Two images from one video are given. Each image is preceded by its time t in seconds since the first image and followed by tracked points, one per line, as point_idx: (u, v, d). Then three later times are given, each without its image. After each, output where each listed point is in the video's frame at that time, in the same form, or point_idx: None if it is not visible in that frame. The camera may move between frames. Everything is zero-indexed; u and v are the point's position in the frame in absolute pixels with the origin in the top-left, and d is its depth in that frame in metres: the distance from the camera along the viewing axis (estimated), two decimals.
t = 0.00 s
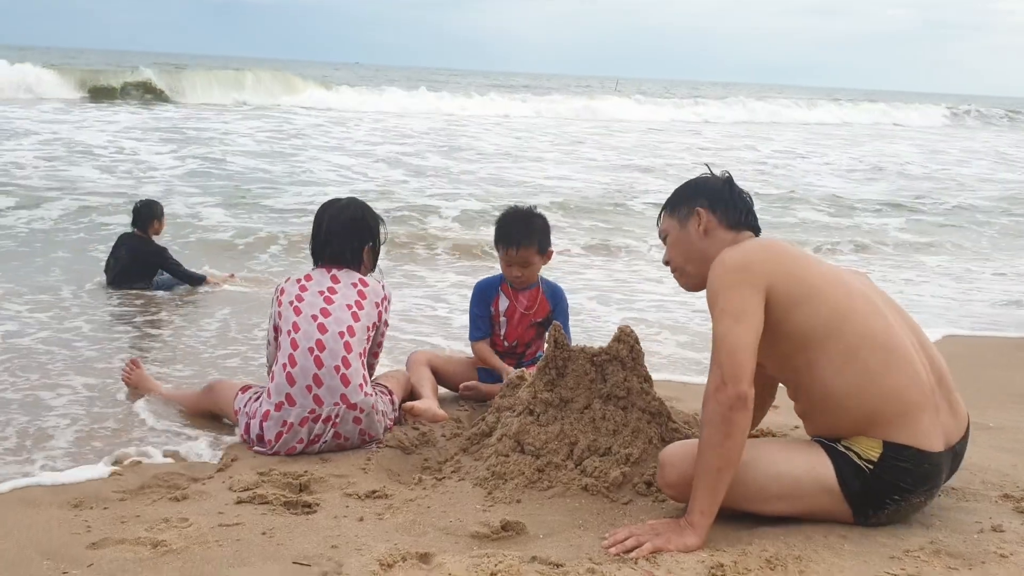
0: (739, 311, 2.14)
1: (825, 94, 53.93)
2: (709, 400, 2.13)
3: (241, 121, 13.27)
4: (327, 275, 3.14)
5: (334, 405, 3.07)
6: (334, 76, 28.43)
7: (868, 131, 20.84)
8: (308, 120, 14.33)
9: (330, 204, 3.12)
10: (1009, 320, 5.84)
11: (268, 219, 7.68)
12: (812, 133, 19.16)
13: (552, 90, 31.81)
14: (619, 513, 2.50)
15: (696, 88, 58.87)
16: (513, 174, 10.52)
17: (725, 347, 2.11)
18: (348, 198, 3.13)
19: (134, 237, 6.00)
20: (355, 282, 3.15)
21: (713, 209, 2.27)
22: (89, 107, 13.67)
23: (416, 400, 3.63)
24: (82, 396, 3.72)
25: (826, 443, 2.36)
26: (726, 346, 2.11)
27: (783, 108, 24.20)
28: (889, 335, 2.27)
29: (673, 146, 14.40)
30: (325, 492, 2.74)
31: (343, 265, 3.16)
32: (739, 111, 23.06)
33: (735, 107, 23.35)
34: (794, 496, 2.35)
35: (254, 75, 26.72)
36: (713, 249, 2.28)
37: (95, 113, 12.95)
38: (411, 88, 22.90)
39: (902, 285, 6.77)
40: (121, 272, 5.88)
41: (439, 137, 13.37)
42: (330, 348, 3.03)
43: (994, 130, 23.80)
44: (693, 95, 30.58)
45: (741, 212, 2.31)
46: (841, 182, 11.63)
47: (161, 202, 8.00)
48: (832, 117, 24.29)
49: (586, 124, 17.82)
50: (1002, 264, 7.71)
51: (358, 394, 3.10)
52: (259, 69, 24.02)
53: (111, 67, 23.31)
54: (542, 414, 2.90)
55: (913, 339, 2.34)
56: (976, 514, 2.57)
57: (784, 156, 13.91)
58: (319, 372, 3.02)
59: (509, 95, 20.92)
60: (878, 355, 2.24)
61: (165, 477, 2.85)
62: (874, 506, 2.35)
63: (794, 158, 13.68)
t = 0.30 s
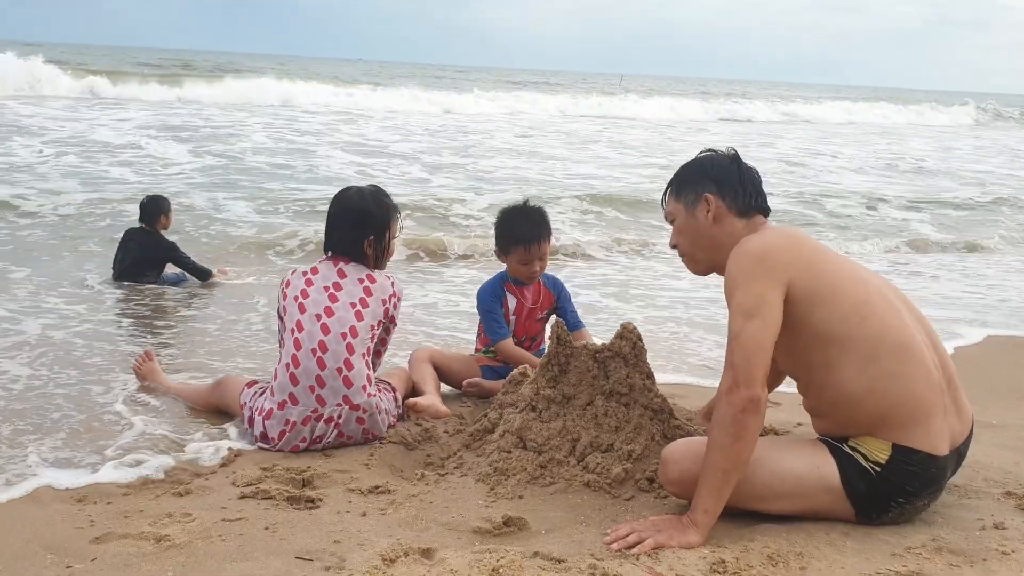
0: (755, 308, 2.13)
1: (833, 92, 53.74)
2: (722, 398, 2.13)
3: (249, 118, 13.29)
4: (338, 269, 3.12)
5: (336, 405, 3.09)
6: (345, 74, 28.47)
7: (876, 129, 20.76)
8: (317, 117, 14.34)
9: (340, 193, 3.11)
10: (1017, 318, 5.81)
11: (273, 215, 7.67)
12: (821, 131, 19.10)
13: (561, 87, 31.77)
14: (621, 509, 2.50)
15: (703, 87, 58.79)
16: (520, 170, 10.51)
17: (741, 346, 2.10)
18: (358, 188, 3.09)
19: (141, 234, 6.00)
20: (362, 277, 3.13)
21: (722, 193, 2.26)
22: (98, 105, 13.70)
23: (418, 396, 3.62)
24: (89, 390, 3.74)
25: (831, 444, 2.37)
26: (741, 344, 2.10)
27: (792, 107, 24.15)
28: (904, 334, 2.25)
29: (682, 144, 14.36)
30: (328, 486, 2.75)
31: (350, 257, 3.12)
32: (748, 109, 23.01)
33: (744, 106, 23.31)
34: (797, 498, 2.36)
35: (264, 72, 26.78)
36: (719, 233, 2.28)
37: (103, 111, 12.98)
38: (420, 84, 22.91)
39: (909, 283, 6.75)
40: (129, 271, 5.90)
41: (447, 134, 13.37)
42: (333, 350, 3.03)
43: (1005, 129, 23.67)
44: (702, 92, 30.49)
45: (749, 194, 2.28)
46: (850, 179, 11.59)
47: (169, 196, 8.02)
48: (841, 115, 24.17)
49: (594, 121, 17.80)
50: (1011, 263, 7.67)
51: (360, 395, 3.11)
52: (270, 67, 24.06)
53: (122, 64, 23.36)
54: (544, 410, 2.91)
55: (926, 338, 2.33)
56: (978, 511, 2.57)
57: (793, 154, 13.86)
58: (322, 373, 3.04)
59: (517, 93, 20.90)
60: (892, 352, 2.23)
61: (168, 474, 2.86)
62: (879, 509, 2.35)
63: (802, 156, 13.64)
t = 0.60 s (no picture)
0: (775, 313, 2.09)
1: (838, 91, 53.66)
2: (730, 405, 2.12)
3: (256, 117, 13.32)
4: (342, 266, 3.10)
5: (337, 408, 3.10)
6: (354, 72, 28.51)
7: (884, 129, 20.70)
8: (324, 117, 14.38)
9: (350, 186, 3.08)
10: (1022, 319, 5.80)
11: (275, 213, 7.67)
12: (828, 131, 19.06)
13: (568, 87, 31.73)
14: (620, 508, 2.51)
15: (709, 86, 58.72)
16: (526, 169, 10.52)
17: (757, 352, 2.07)
18: (369, 183, 3.06)
19: (143, 231, 6.01)
20: (363, 276, 3.11)
21: (746, 183, 2.20)
22: (107, 104, 13.76)
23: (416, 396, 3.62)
24: (94, 386, 3.76)
25: (838, 451, 2.38)
26: (759, 350, 2.07)
27: (799, 107, 24.10)
28: (922, 342, 2.23)
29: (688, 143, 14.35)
30: (328, 485, 2.75)
31: (356, 253, 3.11)
32: (755, 111, 22.97)
33: (752, 107, 23.28)
34: (801, 503, 2.36)
35: (273, 71, 26.82)
36: (740, 221, 2.23)
37: (111, 110, 13.02)
38: (427, 83, 22.91)
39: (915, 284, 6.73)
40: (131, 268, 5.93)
41: (454, 133, 13.39)
42: (334, 354, 3.04)
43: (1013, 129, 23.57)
44: (709, 92, 30.45)
45: (775, 181, 2.21)
46: (856, 179, 11.57)
47: (175, 193, 8.05)
48: (846, 115, 24.12)
49: (601, 121, 17.80)
50: (1014, 266, 7.66)
51: (361, 398, 3.12)
52: (279, 67, 24.11)
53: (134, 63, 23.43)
54: (544, 409, 2.91)
55: (943, 344, 2.31)
56: (977, 512, 2.57)
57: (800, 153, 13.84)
58: (323, 376, 3.05)
59: (524, 92, 20.91)
60: (908, 363, 2.20)
61: (169, 473, 2.86)
62: (883, 517, 2.36)
63: (809, 155, 13.61)
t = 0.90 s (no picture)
0: (788, 319, 2.07)
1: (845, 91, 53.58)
2: (736, 411, 2.12)
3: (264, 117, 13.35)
4: (336, 264, 3.09)
5: (336, 408, 3.11)
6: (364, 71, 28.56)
7: (892, 130, 20.66)
8: (332, 116, 14.42)
9: (346, 184, 3.07)
10: None
11: (281, 211, 7.68)
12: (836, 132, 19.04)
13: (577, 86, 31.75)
14: (621, 509, 2.51)
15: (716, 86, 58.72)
16: (534, 168, 10.54)
17: (767, 360, 2.06)
18: (365, 179, 3.05)
19: (148, 228, 6.06)
20: (357, 274, 3.08)
21: (759, 180, 2.17)
22: (116, 104, 13.80)
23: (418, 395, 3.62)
24: (99, 385, 3.77)
25: (840, 453, 2.38)
26: (769, 358, 2.06)
27: (807, 108, 24.06)
28: (930, 348, 2.22)
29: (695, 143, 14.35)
30: (329, 485, 2.76)
31: (353, 250, 3.08)
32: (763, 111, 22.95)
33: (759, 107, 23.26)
34: (802, 505, 2.36)
35: (284, 69, 26.93)
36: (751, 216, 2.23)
37: (119, 109, 13.05)
38: (435, 83, 22.95)
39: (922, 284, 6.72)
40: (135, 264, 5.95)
41: (462, 133, 13.41)
42: (332, 355, 3.04)
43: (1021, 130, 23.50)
44: (717, 91, 30.43)
45: (789, 178, 2.18)
46: (864, 179, 11.56)
47: (182, 192, 8.07)
48: (855, 114, 24.08)
49: (608, 121, 17.80)
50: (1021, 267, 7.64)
51: (360, 399, 3.13)
52: (289, 66, 24.16)
53: (144, 61, 23.49)
54: (546, 410, 2.92)
55: (950, 348, 2.30)
56: (979, 513, 2.58)
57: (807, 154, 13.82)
58: (321, 377, 3.07)
59: (532, 92, 20.92)
60: (917, 370, 2.20)
61: (172, 472, 2.88)
62: (883, 519, 2.37)
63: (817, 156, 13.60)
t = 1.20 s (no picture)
0: (790, 322, 2.08)
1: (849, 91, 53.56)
2: (740, 412, 2.12)
3: (270, 117, 13.38)
4: (359, 264, 3.13)
5: (341, 406, 3.12)
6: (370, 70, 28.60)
7: (899, 132, 20.64)
8: (338, 117, 14.44)
9: (372, 189, 3.13)
10: None
11: (287, 211, 7.70)
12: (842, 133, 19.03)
13: (583, 87, 31.74)
14: (623, 509, 2.51)
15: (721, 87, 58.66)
16: (540, 169, 10.55)
17: (770, 362, 2.06)
18: (390, 183, 3.11)
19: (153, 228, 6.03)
20: (377, 274, 3.10)
21: (761, 181, 2.18)
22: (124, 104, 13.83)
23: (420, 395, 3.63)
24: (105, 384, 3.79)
25: (841, 454, 2.38)
26: (772, 360, 2.06)
27: (813, 109, 24.04)
28: (932, 348, 2.22)
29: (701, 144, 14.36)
30: (332, 484, 2.77)
31: (378, 252, 3.13)
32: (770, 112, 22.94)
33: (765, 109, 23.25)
34: (804, 506, 2.36)
35: (290, 69, 26.94)
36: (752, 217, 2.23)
37: (127, 109, 13.09)
38: (441, 83, 22.97)
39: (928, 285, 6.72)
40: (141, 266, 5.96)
41: (468, 133, 13.43)
42: (342, 350, 3.05)
43: None
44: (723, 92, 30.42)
45: (791, 177, 2.19)
46: (870, 180, 11.56)
47: (188, 192, 8.10)
48: (862, 115, 24.06)
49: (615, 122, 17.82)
50: None
51: (366, 397, 3.13)
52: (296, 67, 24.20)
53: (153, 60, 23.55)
54: (548, 410, 2.92)
55: (951, 347, 2.30)
56: (981, 514, 2.58)
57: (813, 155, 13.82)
58: (330, 372, 3.07)
59: (538, 92, 20.94)
60: (918, 371, 2.21)
61: (176, 471, 2.89)
62: (885, 520, 2.37)
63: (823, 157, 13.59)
